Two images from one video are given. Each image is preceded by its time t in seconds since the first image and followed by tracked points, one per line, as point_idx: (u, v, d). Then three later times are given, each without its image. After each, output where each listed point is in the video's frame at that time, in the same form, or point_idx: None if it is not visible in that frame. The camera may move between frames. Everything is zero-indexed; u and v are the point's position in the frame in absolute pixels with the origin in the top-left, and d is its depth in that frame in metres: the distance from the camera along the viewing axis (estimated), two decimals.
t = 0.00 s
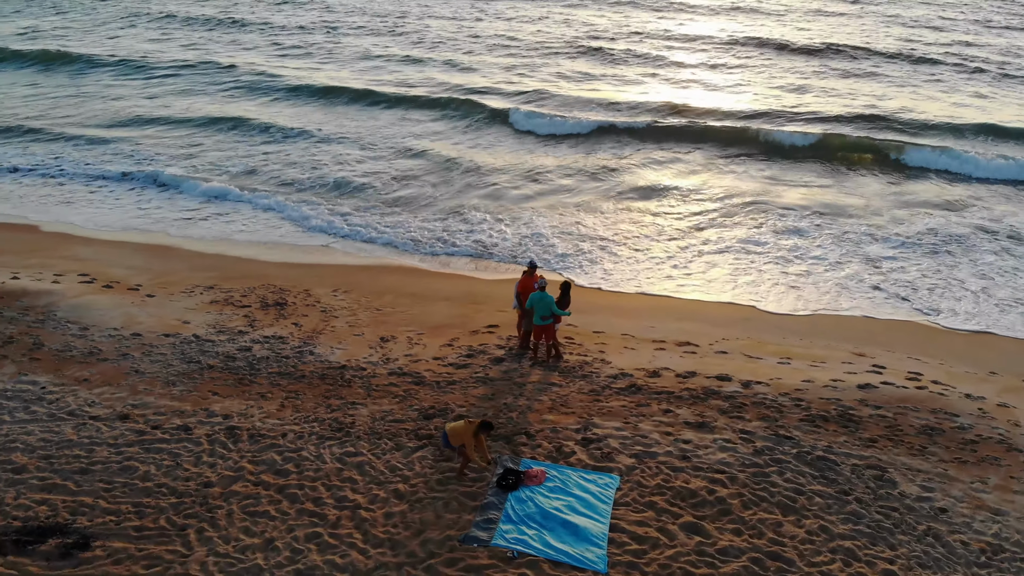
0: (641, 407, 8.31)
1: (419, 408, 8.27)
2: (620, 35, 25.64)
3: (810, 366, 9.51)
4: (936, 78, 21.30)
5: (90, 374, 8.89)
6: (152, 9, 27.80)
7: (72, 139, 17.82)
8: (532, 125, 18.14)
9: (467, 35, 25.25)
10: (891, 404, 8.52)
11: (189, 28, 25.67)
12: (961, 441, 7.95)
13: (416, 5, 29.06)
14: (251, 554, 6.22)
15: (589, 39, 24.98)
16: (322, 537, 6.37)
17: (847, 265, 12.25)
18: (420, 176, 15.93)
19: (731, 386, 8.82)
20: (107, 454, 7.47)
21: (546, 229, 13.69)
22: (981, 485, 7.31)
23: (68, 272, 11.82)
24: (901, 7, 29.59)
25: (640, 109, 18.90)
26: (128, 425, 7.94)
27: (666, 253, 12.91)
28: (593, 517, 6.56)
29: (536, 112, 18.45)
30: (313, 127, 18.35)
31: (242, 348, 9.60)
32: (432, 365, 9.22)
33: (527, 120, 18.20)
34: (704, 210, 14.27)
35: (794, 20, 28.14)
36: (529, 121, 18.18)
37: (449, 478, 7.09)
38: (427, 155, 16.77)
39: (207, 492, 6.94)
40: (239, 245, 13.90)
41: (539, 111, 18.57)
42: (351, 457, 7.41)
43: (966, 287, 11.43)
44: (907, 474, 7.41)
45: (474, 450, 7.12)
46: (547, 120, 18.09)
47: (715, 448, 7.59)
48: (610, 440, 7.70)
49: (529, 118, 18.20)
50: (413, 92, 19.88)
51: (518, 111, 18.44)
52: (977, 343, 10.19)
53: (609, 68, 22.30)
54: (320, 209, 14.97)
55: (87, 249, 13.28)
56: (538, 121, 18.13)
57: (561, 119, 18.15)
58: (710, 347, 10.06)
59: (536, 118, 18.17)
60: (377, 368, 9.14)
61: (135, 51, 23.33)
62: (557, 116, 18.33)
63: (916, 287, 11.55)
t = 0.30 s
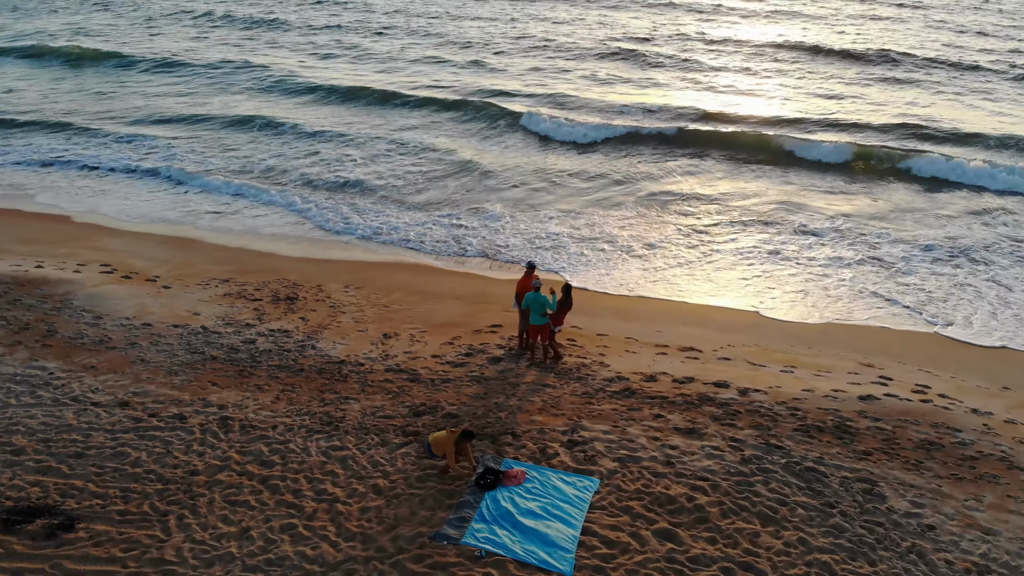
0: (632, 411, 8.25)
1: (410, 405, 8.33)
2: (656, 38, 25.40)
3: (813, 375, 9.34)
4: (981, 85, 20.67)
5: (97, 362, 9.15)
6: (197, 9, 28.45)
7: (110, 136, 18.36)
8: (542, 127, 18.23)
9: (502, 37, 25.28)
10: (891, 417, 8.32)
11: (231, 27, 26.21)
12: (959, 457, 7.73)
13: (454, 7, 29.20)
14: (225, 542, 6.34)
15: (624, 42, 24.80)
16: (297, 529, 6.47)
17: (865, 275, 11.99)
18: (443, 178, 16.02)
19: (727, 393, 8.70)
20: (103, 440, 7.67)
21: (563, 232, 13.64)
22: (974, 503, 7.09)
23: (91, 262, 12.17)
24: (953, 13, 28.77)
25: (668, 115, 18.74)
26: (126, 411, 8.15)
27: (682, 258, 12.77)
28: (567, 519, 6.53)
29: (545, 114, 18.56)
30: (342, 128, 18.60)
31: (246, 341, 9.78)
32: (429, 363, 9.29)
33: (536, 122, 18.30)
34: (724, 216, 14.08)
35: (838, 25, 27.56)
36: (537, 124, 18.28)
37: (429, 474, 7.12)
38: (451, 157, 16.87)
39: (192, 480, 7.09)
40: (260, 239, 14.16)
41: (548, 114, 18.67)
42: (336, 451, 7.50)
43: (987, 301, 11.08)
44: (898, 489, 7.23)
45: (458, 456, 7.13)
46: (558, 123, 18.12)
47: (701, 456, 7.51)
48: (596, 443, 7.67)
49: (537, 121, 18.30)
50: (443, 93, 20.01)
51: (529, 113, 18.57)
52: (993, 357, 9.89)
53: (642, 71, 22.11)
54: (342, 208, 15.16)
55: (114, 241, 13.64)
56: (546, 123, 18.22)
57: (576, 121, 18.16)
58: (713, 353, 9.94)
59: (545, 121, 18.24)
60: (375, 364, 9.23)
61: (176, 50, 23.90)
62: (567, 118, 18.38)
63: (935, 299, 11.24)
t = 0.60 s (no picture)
0: (622, 415, 8.19)
1: (402, 403, 8.39)
2: (691, 41, 25.09)
3: (815, 386, 9.17)
4: None
5: (106, 351, 9.40)
6: (239, 8, 28.96)
7: (146, 133, 18.83)
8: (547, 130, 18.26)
9: (535, 40, 25.22)
10: (889, 430, 8.13)
11: (270, 27, 26.65)
12: (957, 474, 7.51)
13: (490, 9, 29.23)
14: (203, 530, 6.46)
15: (659, 45, 24.55)
16: (274, 520, 6.56)
17: (882, 287, 11.72)
18: (464, 180, 16.10)
19: (723, 400, 8.59)
20: (100, 426, 7.87)
21: (578, 235, 13.58)
22: (966, 521, 6.88)
23: (113, 254, 12.51)
24: (1003, 20, 27.89)
25: (696, 120, 18.52)
26: (126, 399, 8.36)
27: (696, 264, 12.62)
28: (541, 521, 6.50)
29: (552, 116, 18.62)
30: (370, 128, 18.78)
31: (252, 334, 9.95)
32: (427, 361, 9.34)
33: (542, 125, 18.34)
34: (744, 223, 13.86)
35: (881, 30, 26.90)
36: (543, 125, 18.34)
37: (409, 471, 7.15)
38: (474, 160, 16.94)
39: (180, 469, 7.24)
40: (280, 235, 14.39)
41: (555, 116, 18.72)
42: (323, 446, 7.59)
43: (1008, 315, 10.74)
44: (887, 504, 7.05)
45: (442, 460, 7.13)
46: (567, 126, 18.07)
47: (686, 463, 7.42)
48: (581, 446, 7.63)
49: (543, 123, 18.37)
50: (471, 96, 20.09)
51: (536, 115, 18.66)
52: (1008, 373, 9.58)
53: (673, 76, 21.88)
54: (362, 207, 15.32)
55: (139, 233, 13.99)
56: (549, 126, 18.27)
57: (590, 126, 18.10)
58: (716, 360, 9.82)
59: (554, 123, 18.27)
60: (373, 360, 9.32)
61: (215, 49, 24.39)
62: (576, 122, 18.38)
63: (953, 312, 10.94)
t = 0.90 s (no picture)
0: (613, 420, 8.13)
1: (395, 401, 8.45)
2: (727, 45, 24.72)
3: (818, 397, 8.99)
4: None
5: (115, 341, 9.64)
6: (280, 9, 29.41)
7: (181, 131, 19.26)
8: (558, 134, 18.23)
9: (569, 43, 25.13)
10: (887, 445, 7.93)
11: (308, 28, 27.02)
12: (952, 492, 7.31)
13: (527, 11, 29.21)
14: (184, 519, 6.60)
15: (693, 49, 24.27)
16: (253, 512, 6.66)
17: (899, 301, 11.45)
18: (483, 183, 16.11)
19: (719, 408, 8.47)
20: (100, 414, 8.07)
21: (589, 241, 13.50)
22: (957, 541, 6.67)
23: (135, 247, 12.82)
24: None
25: (723, 124, 18.25)
26: (128, 389, 8.56)
27: (708, 274, 12.48)
28: (515, 523, 6.49)
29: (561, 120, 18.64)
30: (395, 129, 18.91)
31: (258, 328, 10.10)
32: (426, 360, 9.39)
33: (558, 129, 18.30)
34: (760, 234, 13.66)
35: (924, 36, 26.21)
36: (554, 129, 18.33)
37: (392, 468, 7.19)
38: (496, 164, 16.97)
39: (170, 458, 7.39)
40: (301, 232, 14.59)
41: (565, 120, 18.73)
42: (311, 440, 7.68)
43: None
44: (875, 520, 6.87)
45: (428, 466, 7.12)
46: (582, 130, 18.02)
47: (672, 470, 7.33)
48: (567, 449, 7.59)
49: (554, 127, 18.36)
50: (498, 100, 20.11)
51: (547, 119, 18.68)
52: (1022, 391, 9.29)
53: (706, 80, 21.60)
54: (381, 205, 15.43)
55: (164, 227, 14.32)
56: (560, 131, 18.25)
57: (610, 131, 17.98)
58: (718, 367, 9.70)
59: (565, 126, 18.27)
60: (373, 358, 9.40)
61: (253, 48, 24.81)
62: (597, 127, 18.26)
63: (971, 329, 10.64)
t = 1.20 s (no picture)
0: (604, 424, 8.08)
1: (389, 398, 8.52)
2: (763, 49, 24.32)
3: (819, 408, 8.82)
4: None
5: (126, 331, 9.88)
6: (320, 10, 29.83)
7: (215, 130, 19.69)
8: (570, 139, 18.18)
9: (602, 45, 24.99)
10: (883, 459, 7.75)
11: (345, 29, 27.35)
12: (947, 510, 7.09)
13: (563, 13, 29.12)
14: (167, 507, 6.73)
15: (728, 54, 23.94)
16: (234, 503, 6.77)
17: (916, 316, 11.19)
18: (505, 186, 16.13)
19: (714, 416, 8.36)
20: (101, 402, 8.28)
21: (604, 248, 13.45)
22: (944, 559, 6.46)
23: (158, 240, 13.14)
24: None
25: (751, 132, 17.98)
26: (132, 378, 8.77)
27: (721, 281, 12.31)
28: (489, 524, 6.49)
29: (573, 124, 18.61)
30: (422, 131, 19.04)
31: (265, 322, 10.27)
32: (425, 359, 9.44)
33: (584, 133, 18.18)
34: (779, 244, 13.44)
35: (972, 42, 25.42)
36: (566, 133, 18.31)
37: (374, 464, 7.24)
38: (519, 169, 16.99)
39: (163, 447, 7.56)
40: (323, 229, 14.79)
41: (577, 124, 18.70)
42: (301, 434, 7.77)
43: None
44: (861, 535, 6.71)
45: (410, 465, 7.12)
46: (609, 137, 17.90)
47: (656, 477, 7.26)
48: (553, 452, 7.56)
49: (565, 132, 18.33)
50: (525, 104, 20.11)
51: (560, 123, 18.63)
52: None
53: (738, 85, 21.28)
54: (403, 204, 15.55)
55: (189, 222, 14.64)
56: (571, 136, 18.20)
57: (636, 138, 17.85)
58: (720, 374, 9.57)
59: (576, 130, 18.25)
60: (373, 355, 9.49)
61: (291, 49, 25.20)
62: (620, 133, 18.16)
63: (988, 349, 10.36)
